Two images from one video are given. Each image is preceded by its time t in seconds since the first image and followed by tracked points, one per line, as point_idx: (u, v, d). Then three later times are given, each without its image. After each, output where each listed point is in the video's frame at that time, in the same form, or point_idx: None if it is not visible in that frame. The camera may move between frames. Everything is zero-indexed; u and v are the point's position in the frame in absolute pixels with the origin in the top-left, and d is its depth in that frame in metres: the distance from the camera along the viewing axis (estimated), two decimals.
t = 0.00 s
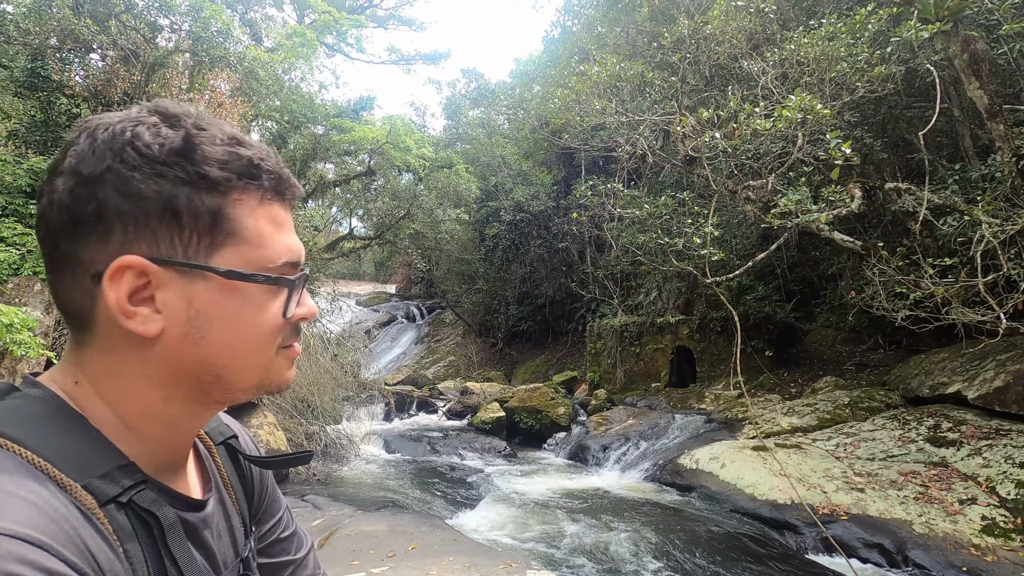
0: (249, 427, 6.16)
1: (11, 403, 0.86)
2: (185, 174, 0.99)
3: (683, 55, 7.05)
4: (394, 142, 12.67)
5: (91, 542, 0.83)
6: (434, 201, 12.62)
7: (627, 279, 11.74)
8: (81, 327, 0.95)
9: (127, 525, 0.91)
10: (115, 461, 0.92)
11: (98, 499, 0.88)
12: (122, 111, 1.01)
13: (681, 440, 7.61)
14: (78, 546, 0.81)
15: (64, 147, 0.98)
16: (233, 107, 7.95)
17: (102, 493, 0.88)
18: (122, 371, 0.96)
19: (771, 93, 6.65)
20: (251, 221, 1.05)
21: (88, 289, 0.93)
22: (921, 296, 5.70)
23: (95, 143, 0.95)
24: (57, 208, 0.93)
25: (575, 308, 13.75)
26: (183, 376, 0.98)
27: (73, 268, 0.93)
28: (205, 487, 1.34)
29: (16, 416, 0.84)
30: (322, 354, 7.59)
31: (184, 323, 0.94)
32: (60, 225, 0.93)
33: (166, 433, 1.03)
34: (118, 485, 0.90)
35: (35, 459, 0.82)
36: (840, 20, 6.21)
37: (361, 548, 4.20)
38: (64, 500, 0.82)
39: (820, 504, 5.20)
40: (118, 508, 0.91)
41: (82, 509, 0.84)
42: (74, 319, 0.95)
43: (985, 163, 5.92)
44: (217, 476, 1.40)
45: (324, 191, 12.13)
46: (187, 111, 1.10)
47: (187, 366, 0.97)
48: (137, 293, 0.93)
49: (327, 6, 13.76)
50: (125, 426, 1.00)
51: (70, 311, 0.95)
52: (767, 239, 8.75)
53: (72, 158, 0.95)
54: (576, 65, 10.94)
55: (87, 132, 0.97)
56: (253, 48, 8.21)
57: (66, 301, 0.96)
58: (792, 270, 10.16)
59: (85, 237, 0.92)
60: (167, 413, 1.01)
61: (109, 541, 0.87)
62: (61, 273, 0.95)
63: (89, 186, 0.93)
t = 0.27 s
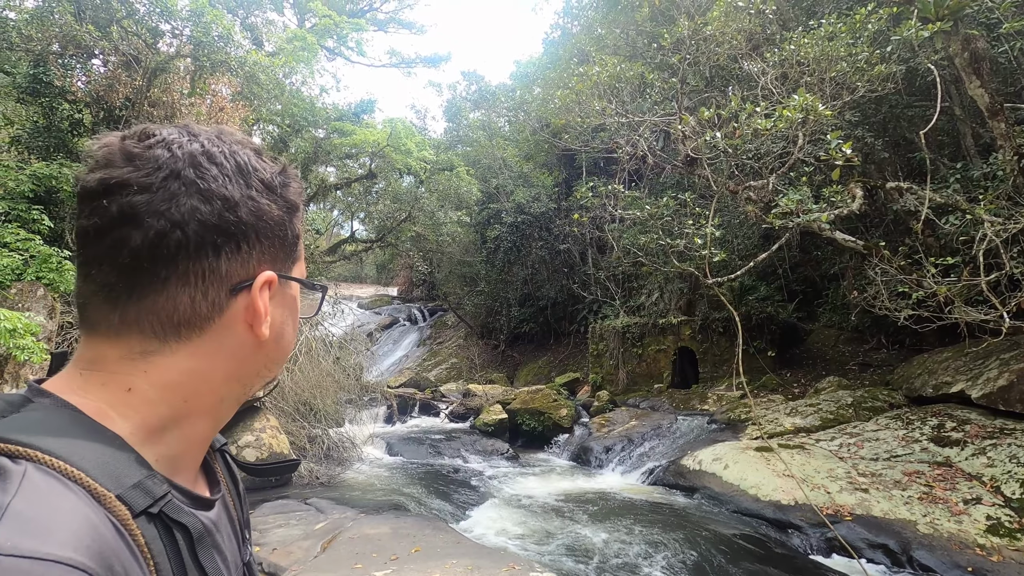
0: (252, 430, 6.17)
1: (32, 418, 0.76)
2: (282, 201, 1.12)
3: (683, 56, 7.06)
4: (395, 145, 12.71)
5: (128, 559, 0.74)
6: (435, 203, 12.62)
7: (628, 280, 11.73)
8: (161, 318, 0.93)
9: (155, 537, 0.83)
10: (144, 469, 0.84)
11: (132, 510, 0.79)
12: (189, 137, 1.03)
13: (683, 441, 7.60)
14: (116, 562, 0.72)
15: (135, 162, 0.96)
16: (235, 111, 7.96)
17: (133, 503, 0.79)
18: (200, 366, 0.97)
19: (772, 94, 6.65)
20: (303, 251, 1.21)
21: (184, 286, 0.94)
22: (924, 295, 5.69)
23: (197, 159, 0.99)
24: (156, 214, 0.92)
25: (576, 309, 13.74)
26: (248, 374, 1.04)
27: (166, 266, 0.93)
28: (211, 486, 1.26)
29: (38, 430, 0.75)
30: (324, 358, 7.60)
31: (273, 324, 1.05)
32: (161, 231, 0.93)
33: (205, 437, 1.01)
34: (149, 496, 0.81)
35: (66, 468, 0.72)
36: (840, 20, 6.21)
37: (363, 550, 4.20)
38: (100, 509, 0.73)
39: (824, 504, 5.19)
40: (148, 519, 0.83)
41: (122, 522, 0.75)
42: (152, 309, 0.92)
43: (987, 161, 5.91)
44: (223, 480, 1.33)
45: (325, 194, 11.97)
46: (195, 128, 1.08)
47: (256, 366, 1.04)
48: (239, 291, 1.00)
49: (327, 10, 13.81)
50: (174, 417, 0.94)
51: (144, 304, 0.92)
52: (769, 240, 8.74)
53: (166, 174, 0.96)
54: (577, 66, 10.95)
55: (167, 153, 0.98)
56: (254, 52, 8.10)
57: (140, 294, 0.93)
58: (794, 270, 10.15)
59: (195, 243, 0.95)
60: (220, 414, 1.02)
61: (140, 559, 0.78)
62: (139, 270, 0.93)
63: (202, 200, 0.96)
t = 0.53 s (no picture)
0: (256, 427, 6.20)
1: (86, 413, 0.73)
2: (301, 203, 1.11)
3: (687, 52, 7.03)
4: (398, 142, 12.71)
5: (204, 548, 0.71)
6: (438, 200, 12.62)
7: (632, 277, 11.71)
8: (194, 318, 0.91)
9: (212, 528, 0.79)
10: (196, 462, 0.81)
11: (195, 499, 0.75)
12: (214, 141, 1.00)
13: (687, 438, 7.59)
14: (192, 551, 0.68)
15: (164, 166, 0.92)
16: (238, 108, 7.98)
17: (195, 491, 0.76)
18: (229, 364, 0.95)
19: (776, 90, 6.61)
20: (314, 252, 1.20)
21: (217, 286, 0.93)
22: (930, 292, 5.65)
23: (226, 165, 0.97)
24: (191, 217, 0.90)
25: (580, 306, 13.73)
26: (268, 373, 1.04)
27: (200, 266, 0.91)
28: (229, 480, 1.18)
29: (94, 425, 0.71)
30: (328, 355, 7.62)
31: (295, 322, 1.05)
32: (196, 233, 0.90)
33: (230, 435, 0.99)
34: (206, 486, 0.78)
35: (133, 456, 0.69)
36: (845, 15, 6.17)
37: (367, 546, 4.22)
38: (172, 493, 0.70)
39: (828, 502, 5.18)
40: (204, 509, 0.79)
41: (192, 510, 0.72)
42: (185, 309, 0.90)
43: (994, 157, 5.87)
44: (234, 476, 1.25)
45: (329, 192, 12.04)
46: (211, 127, 1.06)
47: (275, 364, 1.04)
48: (268, 291, 0.99)
49: (331, 7, 13.82)
50: (203, 415, 0.92)
51: (176, 302, 0.90)
52: (773, 236, 8.71)
53: (198, 178, 0.93)
54: (580, 62, 10.93)
55: (197, 158, 0.95)
56: (258, 49, 8.11)
57: (173, 294, 0.90)
58: (799, 267, 10.11)
59: (229, 246, 0.93)
60: (242, 411, 1.01)
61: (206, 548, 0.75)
62: (172, 271, 0.90)
63: (234, 204, 0.95)
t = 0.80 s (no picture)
0: (260, 421, 6.23)
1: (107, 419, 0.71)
2: (305, 194, 1.09)
3: (691, 44, 6.98)
4: (400, 136, 12.68)
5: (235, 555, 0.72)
6: (440, 195, 12.60)
7: (634, 271, 11.70)
8: (196, 315, 0.89)
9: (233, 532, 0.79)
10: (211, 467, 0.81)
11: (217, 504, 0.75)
12: (216, 128, 0.98)
13: (689, 432, 7.60)
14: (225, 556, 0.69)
15: (165, 154, 0.90)
16: (240, 103, 7.96)
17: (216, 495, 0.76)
18: (231, 361, 0.94)
19: (780, 82, 6.57)
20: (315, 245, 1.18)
21: (220, 282, 0.91)
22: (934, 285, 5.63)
23: (230, 155, 0.95)
24: (194, 210, 0.87)
25: (582, 300, 13.73)
26: (269, 369, 1.03)
27: (203, 261, 0.89)
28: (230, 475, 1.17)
29: (116, 430, 0.70)
30: (331, 349, 7.65)
31: (297, 317, 1.04)
32: (200, 227, 0.88)
33: (231, 431, 0.99)
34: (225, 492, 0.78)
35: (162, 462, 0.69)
36: (850, 5, 6.11)
37: (371, 539, 4.25)
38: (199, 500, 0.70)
39: (831, 495, 5.18)
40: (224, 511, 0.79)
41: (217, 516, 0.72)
42: (188, 305, 0.88)
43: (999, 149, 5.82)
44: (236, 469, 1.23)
45: (332, 186, 12.18)
46: (212, 114, 1.04)
47: (275, 359, 1.03)
48: (271, 286, 0.97)
49: (331, 1, 13.75)
50: (207, 414, 0.91)
51: (178, 297, 0.88)
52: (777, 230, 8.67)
53: (201, 169, 0.91)
54: (582, 55, 10.86)
55: (198, 146, 0.92)
56: (259, 44, 8.09)
57: (174, 288, 0.88)
58: (802, 261, 10.07)
59: (234, 239, 0.92)
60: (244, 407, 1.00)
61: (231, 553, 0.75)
62: (174, 265, 0.88)
63: (239, 195, 0.92)
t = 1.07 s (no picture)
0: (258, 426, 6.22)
1: (104, 437, 0.70)
2: (299, 198, 1.09)
3: (688, 48, 7.01)
4: (398, 140, 12.69)
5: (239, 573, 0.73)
6: (439, 198, 12.61)
7: (633, 274, 11.71)
8: (186, 323, 0.88)
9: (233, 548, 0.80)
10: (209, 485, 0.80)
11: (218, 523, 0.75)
12: (210, 131, 0.98)
13: (688, 435, 7.60)
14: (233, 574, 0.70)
15: (155, 157, 0.89)
16: (238, 107, 7.95)
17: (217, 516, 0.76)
18: (221, 370, 0.93)
19: (776, 85, 6.60)
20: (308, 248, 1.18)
21: (211, 290, 0.90)
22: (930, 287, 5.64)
23: (222, 158, 0.94)
24: (185, 215, 0.86)
25: (581, 303, 13.73)
26: (259, 375, 1.02)
27: (194, 268, 0.88)
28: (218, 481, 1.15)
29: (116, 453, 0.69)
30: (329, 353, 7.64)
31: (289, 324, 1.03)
32: (191, 232, 0.87)
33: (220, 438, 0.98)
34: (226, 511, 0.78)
35: (163, 484, 0.69)
36: (845, 9, 6.15)
37: (369, 544, 4.24)
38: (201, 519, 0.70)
39: (829, 497, 5.18)
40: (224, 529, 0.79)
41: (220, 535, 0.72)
42: (178, 314, 0.87)
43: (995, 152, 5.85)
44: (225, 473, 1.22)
45: (330, 190, 12.10)
46: (205, 115, 1.04)
47: (266, 366, 1.02)
48: (263, 294, 0.97)
49: (330, 5, 13.79)
50: (195, 424, 0.91)
51: (168, 306, 0.87)
52: (774, 232, 8.69)
53: (192, 173, 0.90)
54: (580, 59, 10.89)
55: (190, 148, 0.92)
56: (257, 48, 8.10)
57: (162, 296, 0.87)
58: (800, 263, 10.10)
59: (225, 246, 0.91)
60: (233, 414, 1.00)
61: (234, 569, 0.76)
62: (163, 272, 0.87)
63: (231, 201, 0.92)
